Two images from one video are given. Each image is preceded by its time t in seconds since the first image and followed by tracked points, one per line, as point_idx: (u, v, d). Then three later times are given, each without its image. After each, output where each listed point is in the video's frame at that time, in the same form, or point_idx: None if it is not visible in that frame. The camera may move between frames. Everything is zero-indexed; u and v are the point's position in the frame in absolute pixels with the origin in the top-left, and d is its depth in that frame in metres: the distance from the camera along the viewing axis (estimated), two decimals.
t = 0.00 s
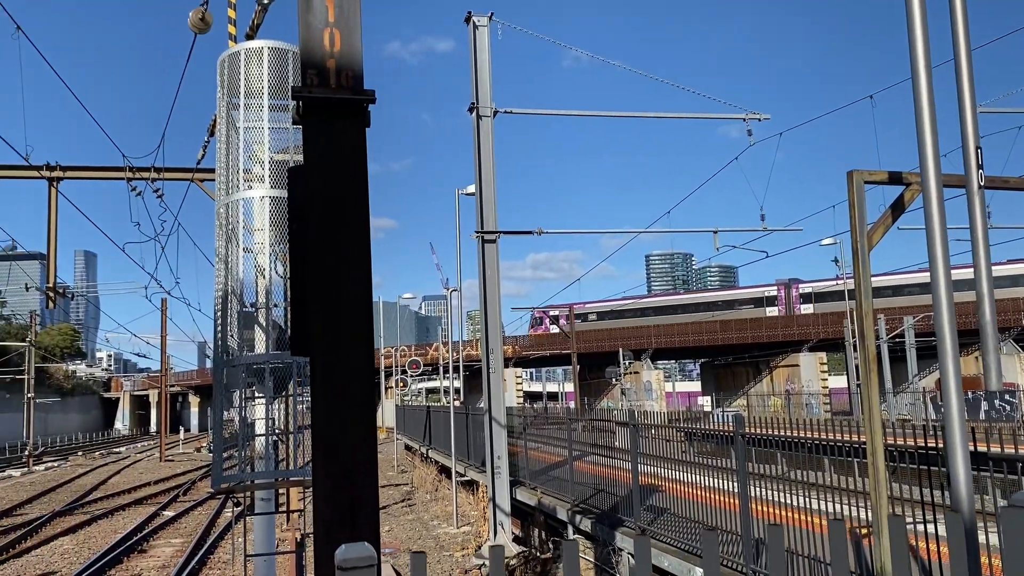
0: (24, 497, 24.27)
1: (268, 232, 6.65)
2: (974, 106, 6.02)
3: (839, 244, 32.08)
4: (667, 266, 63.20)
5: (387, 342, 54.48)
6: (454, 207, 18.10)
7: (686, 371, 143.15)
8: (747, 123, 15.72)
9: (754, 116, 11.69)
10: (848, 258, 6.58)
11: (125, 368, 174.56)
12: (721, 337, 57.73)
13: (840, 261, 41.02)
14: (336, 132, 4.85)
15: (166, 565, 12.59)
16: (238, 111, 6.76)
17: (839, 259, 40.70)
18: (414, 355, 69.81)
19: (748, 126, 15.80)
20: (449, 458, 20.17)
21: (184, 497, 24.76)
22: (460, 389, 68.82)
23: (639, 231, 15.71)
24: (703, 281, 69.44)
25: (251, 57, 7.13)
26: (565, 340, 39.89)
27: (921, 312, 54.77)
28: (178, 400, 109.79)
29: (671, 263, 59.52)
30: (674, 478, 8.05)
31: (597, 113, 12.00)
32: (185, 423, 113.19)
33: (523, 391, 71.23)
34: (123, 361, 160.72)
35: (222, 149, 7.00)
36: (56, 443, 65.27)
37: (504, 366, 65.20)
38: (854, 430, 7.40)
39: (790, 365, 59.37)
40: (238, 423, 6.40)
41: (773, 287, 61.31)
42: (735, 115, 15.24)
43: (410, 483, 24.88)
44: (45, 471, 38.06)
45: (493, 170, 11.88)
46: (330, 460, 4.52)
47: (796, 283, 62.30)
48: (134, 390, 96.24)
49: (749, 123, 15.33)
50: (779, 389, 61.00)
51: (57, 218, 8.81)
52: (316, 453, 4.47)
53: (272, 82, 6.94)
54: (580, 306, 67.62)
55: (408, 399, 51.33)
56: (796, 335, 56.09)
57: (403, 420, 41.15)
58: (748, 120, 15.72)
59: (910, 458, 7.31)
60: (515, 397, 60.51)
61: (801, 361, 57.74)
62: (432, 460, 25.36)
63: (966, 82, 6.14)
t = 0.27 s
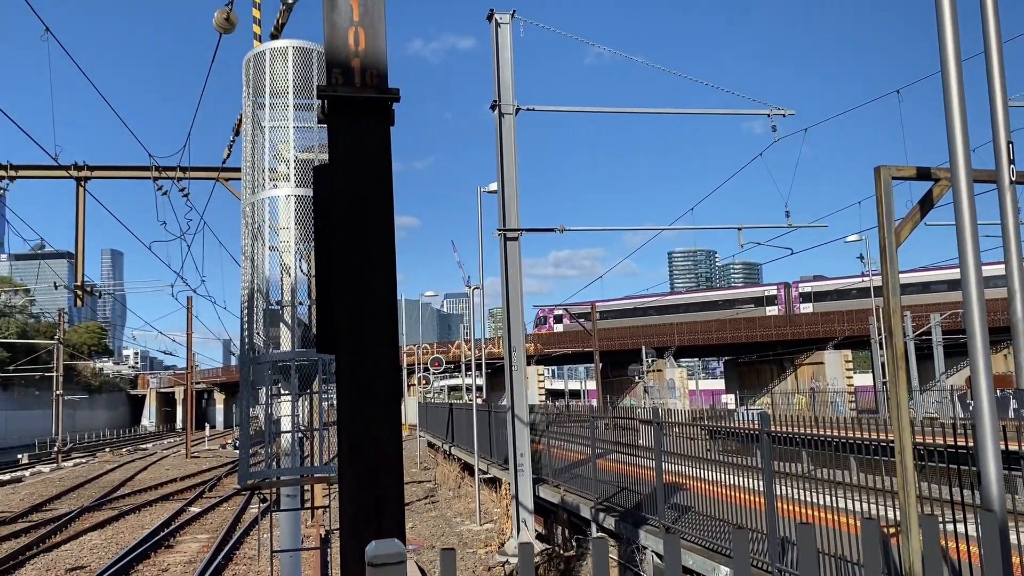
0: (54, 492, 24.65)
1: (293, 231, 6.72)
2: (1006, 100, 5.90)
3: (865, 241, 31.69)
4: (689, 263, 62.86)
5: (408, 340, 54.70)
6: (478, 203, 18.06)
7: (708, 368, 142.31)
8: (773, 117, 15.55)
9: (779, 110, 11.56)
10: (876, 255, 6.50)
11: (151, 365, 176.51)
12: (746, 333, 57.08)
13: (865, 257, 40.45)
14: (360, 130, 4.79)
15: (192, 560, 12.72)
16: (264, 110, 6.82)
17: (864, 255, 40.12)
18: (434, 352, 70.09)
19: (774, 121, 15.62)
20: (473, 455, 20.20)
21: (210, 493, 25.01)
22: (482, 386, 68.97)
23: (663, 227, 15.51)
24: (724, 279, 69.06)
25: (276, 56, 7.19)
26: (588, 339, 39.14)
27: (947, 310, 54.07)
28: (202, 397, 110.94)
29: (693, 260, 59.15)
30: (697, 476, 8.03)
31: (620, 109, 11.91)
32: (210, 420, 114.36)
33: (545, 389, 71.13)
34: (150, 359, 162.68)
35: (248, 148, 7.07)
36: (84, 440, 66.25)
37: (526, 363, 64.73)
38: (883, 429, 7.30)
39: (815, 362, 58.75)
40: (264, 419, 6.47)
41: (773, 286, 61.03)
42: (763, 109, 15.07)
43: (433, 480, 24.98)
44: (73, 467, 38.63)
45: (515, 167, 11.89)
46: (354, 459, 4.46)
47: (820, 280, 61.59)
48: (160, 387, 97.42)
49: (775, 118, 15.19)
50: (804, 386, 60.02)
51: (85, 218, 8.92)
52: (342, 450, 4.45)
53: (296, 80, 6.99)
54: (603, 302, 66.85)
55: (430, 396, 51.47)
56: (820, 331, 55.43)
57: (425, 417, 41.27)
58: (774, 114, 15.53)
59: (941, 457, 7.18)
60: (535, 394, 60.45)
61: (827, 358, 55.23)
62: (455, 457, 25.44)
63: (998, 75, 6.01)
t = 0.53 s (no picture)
0: (81, 488, 24.97)
1: (316, 229, 6.79)
2: None
3: (890, 236, 31.27)
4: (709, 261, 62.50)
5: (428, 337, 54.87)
6: (500, 199, 18.03)
7: (729, 365, 141.39)
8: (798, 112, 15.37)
9: (802, 105, 11.46)
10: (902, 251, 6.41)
11: (176, 362, 178.37)
12: (770, 331, 56.01)
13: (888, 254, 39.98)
14: (383, 127, 4.74)
15: (216, 555, 12.81)
16: (287, 109, 6.87)
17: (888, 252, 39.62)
18: (454, 350, 70.29)
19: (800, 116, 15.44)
20: (494, 452, 20.19)
21: (234, 489, 25.21)
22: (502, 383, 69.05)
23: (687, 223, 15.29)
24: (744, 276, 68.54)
25: (298, 55, 7.27)
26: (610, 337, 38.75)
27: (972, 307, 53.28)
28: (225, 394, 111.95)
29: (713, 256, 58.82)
30: (720, 473, 8.00)
31: (641, 105, 11.82)
32: (233, 417, 115.18)
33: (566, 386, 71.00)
34: (174, 356, 163.74)
35: (271, 147, 7.16)
36: (111, 436, 67.07)
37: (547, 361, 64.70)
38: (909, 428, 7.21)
39: (839, 360, 57.87)
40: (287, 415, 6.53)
41: (772, 285, 61.07)
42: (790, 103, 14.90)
43: (455, 476, 25.02)
44: (99, 463, 39.12)
45: (535, 165, 11.88)
46: (378, 455, 4.42)
47: (844, 277, 60.83)
48: (184, 383, 98.40)
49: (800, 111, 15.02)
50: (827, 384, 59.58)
51: (110, 217, 8.99)
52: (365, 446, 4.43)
53: (318, 79, 7.05)
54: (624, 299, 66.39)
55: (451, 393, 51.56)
56: (845, 327, 54.35)
57: (447, 414, 41.35)
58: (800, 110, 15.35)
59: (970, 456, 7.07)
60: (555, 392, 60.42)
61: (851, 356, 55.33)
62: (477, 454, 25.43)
63: None
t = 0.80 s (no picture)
0: (106, 483, 25.30)
1: (336, 227, 6.85)
2: None
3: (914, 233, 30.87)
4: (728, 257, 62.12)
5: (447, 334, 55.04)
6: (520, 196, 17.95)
7: (748, 362, 140.34)
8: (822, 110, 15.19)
9: (823, 100, 11.36)
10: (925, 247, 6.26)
11: (198, 358, 179.90)
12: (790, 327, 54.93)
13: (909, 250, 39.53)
14: (402, 123, 4.68)
15: (238, 551, 12.94)
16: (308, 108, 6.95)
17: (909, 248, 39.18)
18: (473, 347, 70.47)
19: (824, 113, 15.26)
20: (513, 450, 20.19)
21: (255, 485, 25.42)
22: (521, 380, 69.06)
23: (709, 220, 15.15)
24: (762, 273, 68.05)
25: (319, 54, 7.32)
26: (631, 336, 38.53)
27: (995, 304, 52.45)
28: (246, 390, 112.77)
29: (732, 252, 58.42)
30: (740, 471, 7.97)
31: (661, 101, 11.75)
32: (255, 414, 116.09)
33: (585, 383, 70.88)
34: (195, 353, 165.22)
35: (292, 146, 7.23)
36: (133, 432, 67.85)
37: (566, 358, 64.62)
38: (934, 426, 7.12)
39: (859, 357, 55.69)
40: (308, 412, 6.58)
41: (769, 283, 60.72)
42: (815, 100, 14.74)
43: (474, 474, 25.04)
44: (123, 458, 39.59)
45: (554, 162, 11.85)
46: (398, 452, 4.38)
47: (864, 274, 60.27)
48: (206, 380, 99.30)
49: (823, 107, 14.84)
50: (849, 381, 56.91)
51: (134, 215, 9.07)
52: (386, 443, 4.39)
53: (339, 78, 7.11)
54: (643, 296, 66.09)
55: (470, 389, 51.63)
56: (867, 324, 52.76)
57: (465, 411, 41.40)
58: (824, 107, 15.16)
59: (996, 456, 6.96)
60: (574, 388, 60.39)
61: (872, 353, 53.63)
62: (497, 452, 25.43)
63: None
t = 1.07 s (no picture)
0: (127, 479, 25.55)
1: (354, 224, 6.89)
2: None
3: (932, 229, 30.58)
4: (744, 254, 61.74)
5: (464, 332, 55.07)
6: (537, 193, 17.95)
7: (767, 360, 139.72)
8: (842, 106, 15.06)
9: (842, 95, 11.25)
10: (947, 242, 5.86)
11: (218, 356, 181.23)
12: (811, 326, 54.76)
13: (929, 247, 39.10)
14: (420, 120, 4.66)
15: (258, 547, 13.02)
16: (326, 106, 6.97)
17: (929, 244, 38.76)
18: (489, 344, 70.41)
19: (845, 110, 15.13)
20: (530, 447, 20.18)
21: (274, 481, 25.57)
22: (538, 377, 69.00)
23: (727, 216, 15.02)
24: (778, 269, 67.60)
25: (336, 52, 7.36)
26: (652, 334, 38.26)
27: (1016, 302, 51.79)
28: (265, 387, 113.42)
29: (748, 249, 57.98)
30: (759, 469, 7.94)
31: (678, 97, 11.68)
32: (273, 410, 116.74)
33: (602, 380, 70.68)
34: (215, 350, 166.23)
35: (310, 144, 7.28)
36: (154, 428, 68.45)
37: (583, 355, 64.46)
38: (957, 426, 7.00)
39: (880, 354, 56.30)
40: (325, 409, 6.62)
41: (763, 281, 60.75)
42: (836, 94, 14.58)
43: (491, 470, 25.09)
44: (143, 455, 39.96)
45: (571, 160, 11.86)
46: (417, 447, 4.37)
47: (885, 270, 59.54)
48: (225, 377, 99.97)
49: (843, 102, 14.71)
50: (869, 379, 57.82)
51: (154, 213, 9.14)
52: (403, 439, 4.38)
53: (358, 76, 7.14)
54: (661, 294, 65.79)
55: (487, 386, 51.65)
56: (887, 324, 52.42)
57: (483, 408, 41.52)
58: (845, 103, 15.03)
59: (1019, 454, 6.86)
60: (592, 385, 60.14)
61: (892, 351, 55.13)
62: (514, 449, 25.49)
63: None
